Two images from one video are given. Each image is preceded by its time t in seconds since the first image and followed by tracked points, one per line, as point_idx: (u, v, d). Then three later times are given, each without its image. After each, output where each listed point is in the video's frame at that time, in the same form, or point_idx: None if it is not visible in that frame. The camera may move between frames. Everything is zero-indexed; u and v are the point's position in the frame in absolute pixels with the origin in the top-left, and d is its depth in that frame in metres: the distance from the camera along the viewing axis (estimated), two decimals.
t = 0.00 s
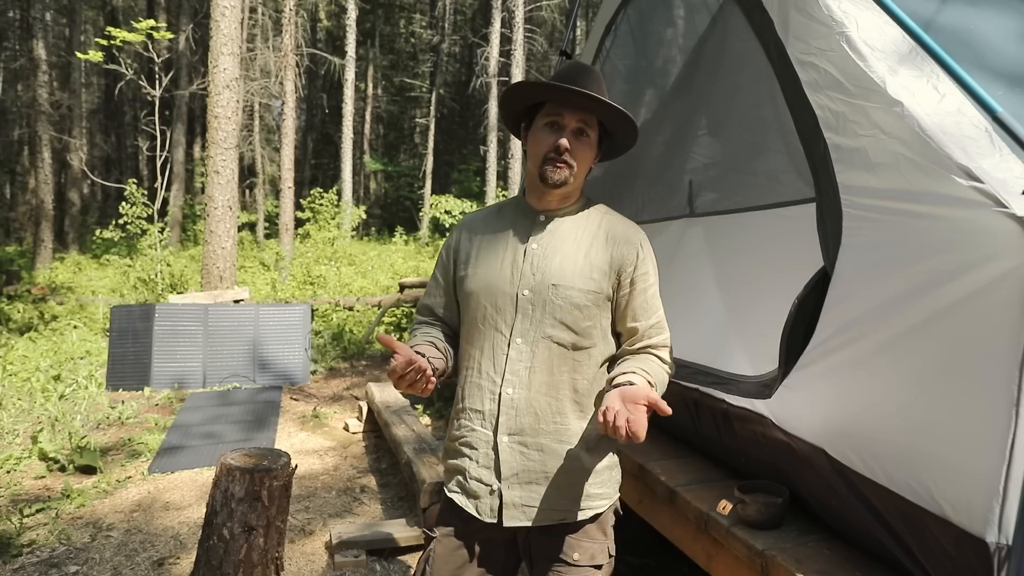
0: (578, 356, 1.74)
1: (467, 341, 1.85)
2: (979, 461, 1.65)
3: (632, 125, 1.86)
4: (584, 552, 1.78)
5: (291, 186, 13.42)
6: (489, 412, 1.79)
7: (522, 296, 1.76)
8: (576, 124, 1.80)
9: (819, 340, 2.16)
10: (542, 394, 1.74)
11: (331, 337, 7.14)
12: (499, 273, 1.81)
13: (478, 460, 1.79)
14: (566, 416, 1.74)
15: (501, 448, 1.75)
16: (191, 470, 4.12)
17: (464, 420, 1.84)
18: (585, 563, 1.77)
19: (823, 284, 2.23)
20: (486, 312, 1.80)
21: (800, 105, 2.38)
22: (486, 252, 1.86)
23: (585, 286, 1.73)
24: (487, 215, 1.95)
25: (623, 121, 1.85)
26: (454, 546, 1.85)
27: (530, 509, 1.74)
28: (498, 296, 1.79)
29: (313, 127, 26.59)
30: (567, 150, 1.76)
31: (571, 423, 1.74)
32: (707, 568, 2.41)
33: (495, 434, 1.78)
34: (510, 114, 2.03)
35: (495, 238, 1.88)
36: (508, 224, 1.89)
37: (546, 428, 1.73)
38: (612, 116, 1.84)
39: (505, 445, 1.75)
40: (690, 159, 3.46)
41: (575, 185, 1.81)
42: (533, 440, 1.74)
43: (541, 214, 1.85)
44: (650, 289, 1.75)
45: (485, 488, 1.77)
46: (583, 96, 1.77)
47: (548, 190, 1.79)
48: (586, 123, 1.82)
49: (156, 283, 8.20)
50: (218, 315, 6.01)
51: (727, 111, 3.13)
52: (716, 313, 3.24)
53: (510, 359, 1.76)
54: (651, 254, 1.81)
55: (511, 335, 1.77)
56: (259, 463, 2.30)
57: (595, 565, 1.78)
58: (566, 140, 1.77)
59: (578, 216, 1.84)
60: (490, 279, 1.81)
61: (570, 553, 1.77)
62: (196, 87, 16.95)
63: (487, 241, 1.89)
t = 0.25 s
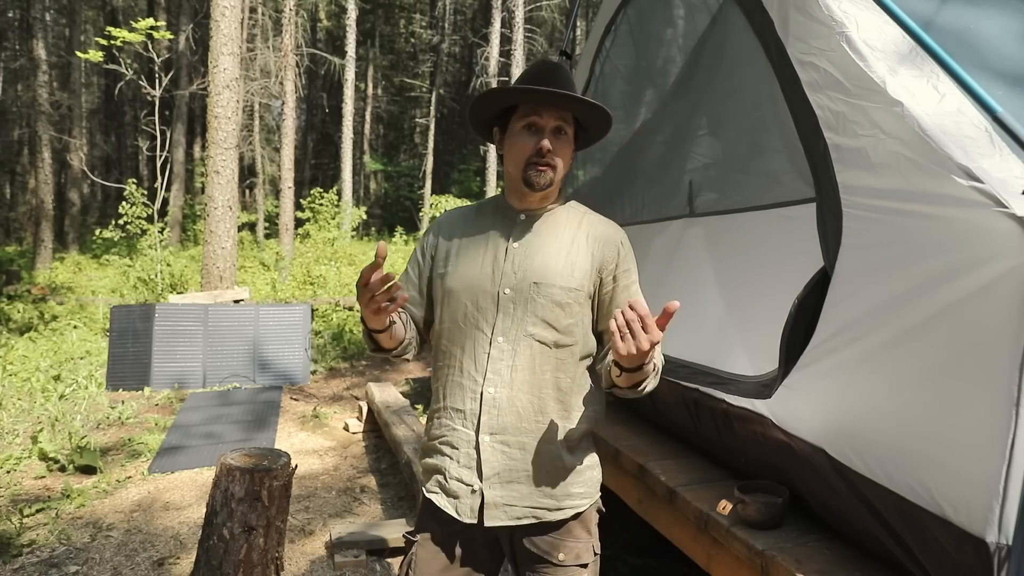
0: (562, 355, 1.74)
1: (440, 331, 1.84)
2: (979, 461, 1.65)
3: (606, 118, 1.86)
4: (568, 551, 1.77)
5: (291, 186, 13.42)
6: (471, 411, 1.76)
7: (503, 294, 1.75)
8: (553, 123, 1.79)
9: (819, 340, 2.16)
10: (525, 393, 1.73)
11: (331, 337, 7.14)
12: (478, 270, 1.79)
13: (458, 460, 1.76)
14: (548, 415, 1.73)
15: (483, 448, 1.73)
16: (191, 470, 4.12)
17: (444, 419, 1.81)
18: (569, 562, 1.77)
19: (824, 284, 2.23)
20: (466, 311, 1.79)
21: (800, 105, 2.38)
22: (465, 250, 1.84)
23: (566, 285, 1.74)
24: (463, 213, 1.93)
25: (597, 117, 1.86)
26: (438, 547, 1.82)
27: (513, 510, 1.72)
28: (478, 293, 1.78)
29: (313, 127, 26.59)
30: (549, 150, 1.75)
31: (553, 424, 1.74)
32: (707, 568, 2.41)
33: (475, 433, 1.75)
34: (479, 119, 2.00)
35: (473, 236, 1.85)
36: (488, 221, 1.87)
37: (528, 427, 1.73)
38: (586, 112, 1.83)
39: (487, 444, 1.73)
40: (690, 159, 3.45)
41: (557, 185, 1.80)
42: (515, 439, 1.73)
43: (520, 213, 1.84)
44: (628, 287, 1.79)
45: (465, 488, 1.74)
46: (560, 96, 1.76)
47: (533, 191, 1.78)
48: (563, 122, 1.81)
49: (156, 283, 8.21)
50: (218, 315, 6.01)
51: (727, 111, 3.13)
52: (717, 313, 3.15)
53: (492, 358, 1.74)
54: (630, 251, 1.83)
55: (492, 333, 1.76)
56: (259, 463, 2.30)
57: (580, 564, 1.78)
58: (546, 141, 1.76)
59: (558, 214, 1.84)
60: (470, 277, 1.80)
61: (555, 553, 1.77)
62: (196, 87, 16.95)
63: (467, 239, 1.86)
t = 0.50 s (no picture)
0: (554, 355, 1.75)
1: (428, 334, 1.83)
2: (979, 461, 1.65)
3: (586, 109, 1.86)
4: (563, 549, 1.78)
5: (291, 186, 13.41)
6: (462, 415, 1.75)
7: (493, 296, 1.75)
8: (532, 118, 1.79)
9: (819, 340, 2.16)
10: (518, 395, 1.73)
11: (331, 337, 7.14)
12: (467, 273, 1.78)
13: (449, 464, 1.75)
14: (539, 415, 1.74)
15: (477, 451, 1.73)
16: (191, 470, 4.12)
17: (434, 423, 1.79)
18: (564, 560, 1.78)
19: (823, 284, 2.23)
20: (455, 313, 1.77)
21: (800, 105, 2.38)
22: (454, 251, 1.82)
23: (557, 286, 1.74)
24: (448, 216, 1.91)
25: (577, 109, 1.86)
26: (434, 548, 1.82)
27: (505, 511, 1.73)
28: (469, 295, 1.77)
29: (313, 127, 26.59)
30: (531, 145, 1.74)
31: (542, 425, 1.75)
32: (707, 568, 2.41)
33: (467, 437, 1.75)
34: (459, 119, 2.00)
35: (460, 237, 1.84)
36: (475, 223, 1.86)
37: (520, 429, 1.73)
38: (566, 104, 1.83)
39: (480, 447, 1.73)
40: (690, 159, 3.44)
41: (542, 179, 1.80)
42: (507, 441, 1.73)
43: (507, 213, 1.84)
44: (616, 287, 1.81)
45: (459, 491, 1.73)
46: (536, 92, 1.76)
47: (516, 188, 1.78)
48: (543, 116, 1.81)
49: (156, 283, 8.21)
50: (218, 314, 6.00)
51: (727, 111, 3.13)
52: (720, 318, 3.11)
53: (483, 361, 1.74)
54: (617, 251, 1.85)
55: (483, 335, 1.75)
56: (259, 463, 2.30)
57: (575, 561, 1.79)
58: (527, 136, 1.75)
59: (545, 214, 1.84)
60: (458, 279, 1.78)
61: (550, 551, 1.78)
62: (196, 87, 16.95)
63: (452, 241, 1.84)
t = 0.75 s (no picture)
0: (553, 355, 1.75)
1: (428, 336, 1.83)
2: (979, 460, 1.65)
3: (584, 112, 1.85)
4: (564, 547, 1.78)
5: (291, 186, 13.42)
6: (463, 416, 1.75)
7: (490, 298, 1.74)
8: (528, 116, 1.79)
9: (820, 340, 2.16)
10: (518, 395, 1.73)
11: (331, 337, 7.15)
12: (465, 274, 1.78)
13: (451, 464, 1.75)
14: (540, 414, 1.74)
15: (477, 451, 1.73)
16: (191, 470, 4.12)
17: (435, 424, 1.79)
18: (565, 558, 1.78)
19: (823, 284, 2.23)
20: (453, 315, 1.77)
21: (800, 106, 2.39)
22: (451, 252, 1.82)
23: (554, 287, 1.74)
24: (446, 215, 1.91)
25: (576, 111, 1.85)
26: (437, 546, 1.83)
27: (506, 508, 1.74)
28: (466, 297, 1.77)
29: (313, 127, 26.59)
30: (524, 143, 1.74)
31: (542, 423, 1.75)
32: (707, 568, 2.40)
33: (468, 437, 1.75)
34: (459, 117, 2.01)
35: (458, 238, 1.84)
36: (471, 224, 1.86)
37: (520, 429, 1.73)
38: (564, 105, 1.82)
39: (480, 447, 1.73)
40: (690, 159, 3.44)
41: (537, 178, 1.80)
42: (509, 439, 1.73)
43: (504, 213, 1.83)
44: (614, 285, 1.80)
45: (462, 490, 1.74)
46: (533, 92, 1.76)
47: (509, 187, 1.78)
48: (540, 116, 1.81)
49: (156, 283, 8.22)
50: (217, 314, 5.99)
51: (726, 111, 3.13)
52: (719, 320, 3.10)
53: (481, 362, 1.74)
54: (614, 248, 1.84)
55: (482, 336, 1.75)
56: (259, 463, 2.30)
57: (576, 560, 1.79)
58: (521, 133, 1.75)
59: (541, 214, 1.83)
60: (456, 280, 1.78)
61: (550, 550, 1.77)
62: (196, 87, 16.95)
63: (450, 243, 1.84)
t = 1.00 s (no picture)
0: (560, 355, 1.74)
1: (444, 336, 1.86)
2: (978, 460, 1.65)
3: (593, 115, 1.81)
4: (575, 547, 1.79)
5: (291, 186, 13.41)
6: (475, 414, 1.76)
7: (501, 298, 1.74)
8: (532, 118, 1.78)
9: (820, 340, 2.17)
10: (528, 394, 1.73)
11: (331, 337, 7.15)
12: (476, 274, 1.79)
13: (467, 462, 1.76)
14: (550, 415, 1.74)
15: (489, 448, 1.73)
16: (191, 470, 4.12)
17: (451, 422, 1.81)
18: (575, 558, 1.78)
19: (823, 284, 2.24)
20: (465, 315, 1.79)
21: (800, 105, 2.39)
22: (464, 252, 1.83)
23: (563, 286, 1.72)
24: (461, 216, 1.92)
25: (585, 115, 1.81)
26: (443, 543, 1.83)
27: (517, 507, 1.74)
28: (477, 297, 1.77)
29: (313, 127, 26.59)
30: (524, 144, 1.74)
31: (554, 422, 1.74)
32: (706, 568, 2.40)
33: (481, 435, 1.75)
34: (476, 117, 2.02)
35: (471, 239, 1.85)
36: (484, 225, 1.86)
37: (532, 428, 1.73)
38: (571, 107, 1.79)
39: (492, 445, 1.73)
40: (690, 159, 3.44)
41: (541, 179, 1.79)
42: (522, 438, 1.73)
43: (513, 213, 1.83)
44: (627, 283, 1.77)
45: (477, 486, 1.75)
46: (537, 93, 1.74)
47: (513, 188, 1.78)
48: (546, 118, 1.79)
49: (156, 283, 8.22)
50: (217, 314, 5.99)
51: (726, 112, 3.12)
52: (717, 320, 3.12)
53: (492, 361, 1.74)
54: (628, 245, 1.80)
55: (492, 336, 1.75)
56: (259, 463, 2.31)
57: (587, 560, 1.79)
58: (522, 134, 1.75)
59: (552, 213, 1.81)
60: (468, 280, 1.80)
61: (561, 549, 1.78)
62: (196, 87, 16.94)
63: (463, 244, 1.85)
